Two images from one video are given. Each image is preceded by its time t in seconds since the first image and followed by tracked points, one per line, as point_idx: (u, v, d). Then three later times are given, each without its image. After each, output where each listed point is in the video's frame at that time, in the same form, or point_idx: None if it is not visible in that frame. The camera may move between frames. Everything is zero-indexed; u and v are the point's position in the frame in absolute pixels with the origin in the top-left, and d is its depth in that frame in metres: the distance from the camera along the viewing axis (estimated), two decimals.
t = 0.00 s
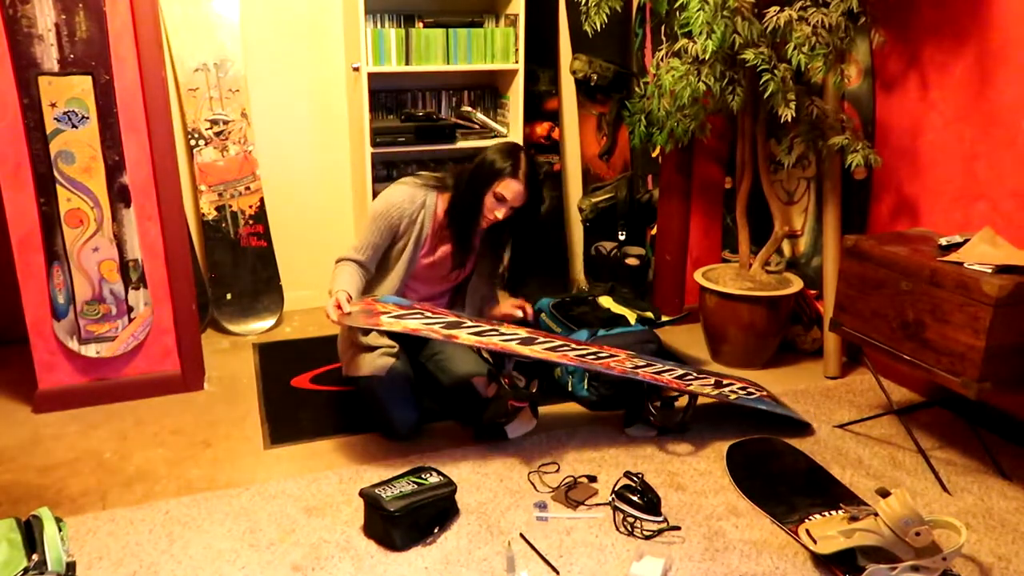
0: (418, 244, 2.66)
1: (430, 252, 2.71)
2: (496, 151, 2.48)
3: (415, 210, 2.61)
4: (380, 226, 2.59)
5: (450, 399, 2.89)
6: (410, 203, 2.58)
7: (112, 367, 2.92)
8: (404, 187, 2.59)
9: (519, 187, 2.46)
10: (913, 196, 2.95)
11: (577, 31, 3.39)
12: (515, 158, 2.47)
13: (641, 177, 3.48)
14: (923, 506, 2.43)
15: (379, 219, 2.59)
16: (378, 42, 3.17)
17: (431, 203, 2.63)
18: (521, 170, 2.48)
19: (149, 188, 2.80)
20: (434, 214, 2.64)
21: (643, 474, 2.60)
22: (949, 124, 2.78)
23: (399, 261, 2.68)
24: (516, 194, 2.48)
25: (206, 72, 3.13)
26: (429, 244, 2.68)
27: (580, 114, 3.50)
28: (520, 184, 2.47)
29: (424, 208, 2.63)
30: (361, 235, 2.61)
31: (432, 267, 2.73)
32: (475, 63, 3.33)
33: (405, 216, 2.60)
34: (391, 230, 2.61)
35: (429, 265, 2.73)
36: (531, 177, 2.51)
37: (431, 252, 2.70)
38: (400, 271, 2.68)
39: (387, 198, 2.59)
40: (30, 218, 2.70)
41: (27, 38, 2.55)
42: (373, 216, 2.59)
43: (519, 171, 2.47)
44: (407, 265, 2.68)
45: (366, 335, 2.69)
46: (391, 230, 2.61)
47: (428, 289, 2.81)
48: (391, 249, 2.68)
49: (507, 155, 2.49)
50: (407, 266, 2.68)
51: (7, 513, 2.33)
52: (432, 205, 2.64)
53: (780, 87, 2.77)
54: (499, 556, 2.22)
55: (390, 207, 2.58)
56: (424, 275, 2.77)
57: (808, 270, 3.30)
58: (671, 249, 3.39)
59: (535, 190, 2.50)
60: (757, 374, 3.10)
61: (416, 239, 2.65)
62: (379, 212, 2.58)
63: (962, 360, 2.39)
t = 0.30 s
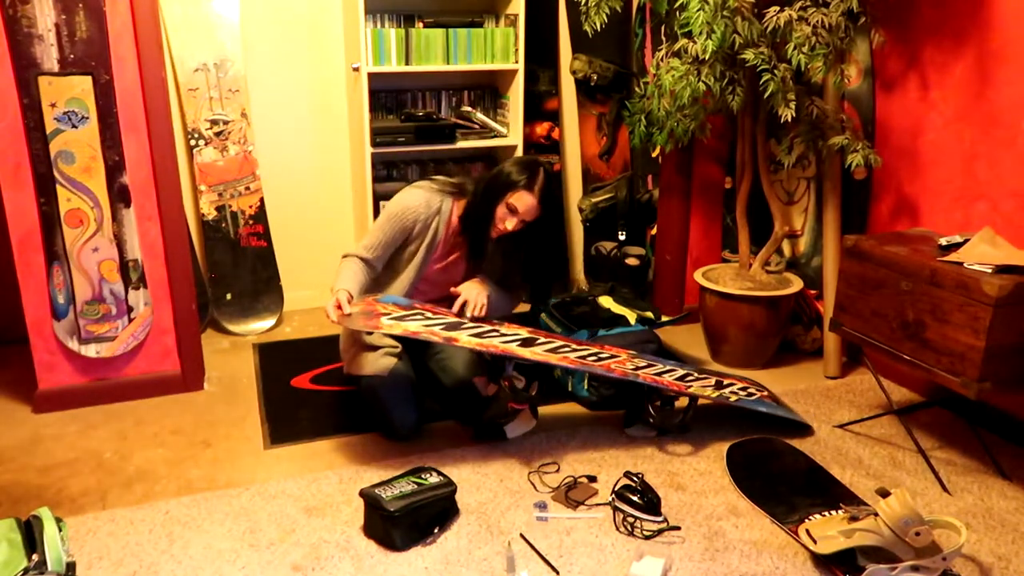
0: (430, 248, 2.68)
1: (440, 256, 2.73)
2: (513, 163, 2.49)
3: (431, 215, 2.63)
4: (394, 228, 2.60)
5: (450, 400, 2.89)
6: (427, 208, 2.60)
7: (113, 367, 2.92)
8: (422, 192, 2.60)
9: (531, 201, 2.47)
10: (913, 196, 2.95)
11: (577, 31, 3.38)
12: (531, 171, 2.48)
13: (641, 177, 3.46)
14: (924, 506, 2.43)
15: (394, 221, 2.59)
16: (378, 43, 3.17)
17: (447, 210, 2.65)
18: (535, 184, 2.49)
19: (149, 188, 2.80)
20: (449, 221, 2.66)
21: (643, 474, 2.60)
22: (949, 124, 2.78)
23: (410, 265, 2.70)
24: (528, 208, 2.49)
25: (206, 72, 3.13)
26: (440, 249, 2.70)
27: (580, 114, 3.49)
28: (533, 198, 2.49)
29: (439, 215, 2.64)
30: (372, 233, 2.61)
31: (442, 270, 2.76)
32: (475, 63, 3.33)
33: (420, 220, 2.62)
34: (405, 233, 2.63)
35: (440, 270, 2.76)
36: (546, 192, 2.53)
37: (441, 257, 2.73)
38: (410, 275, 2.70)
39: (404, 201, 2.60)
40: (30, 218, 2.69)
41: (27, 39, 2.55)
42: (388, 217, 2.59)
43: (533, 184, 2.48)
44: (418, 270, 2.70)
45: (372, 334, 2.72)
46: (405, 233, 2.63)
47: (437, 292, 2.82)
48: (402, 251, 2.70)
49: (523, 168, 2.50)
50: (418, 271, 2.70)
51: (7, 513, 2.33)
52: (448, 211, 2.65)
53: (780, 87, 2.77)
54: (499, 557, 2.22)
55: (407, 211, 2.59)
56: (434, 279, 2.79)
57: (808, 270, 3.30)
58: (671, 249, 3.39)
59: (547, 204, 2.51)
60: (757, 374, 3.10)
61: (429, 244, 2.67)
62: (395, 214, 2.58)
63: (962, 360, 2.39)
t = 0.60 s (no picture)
0: (440, 253, 2.70)
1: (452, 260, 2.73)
2: (527, 171, 2.50)
3: (443, 220, 2.64)
4: (406, 232, 2.61)
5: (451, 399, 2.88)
6: (440, 213, 2.61)
7: (113, 367, 2.92)
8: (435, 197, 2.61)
9: (542, 210, 2.47)
10: (913, 196, 2.95)
11: (577, 31, 3.38)
12: (544, 180, 2.50)
13: (641, 177, 3.46)
14: (923, 506, 2.43)
15: (406, 224, 2.60)
16: (378, 43, 3.17)
17: (458, 215, 2.67)
18: (547, 193, 2.50)
19: (149, 187, 2.80)
20: (460, 227, 2.68)
21: (643, 474, 2.60)
22: (948, 124, 2.78)
23: (419, 268, 2.73)
24: (538, 217, 2.49)
25: (206, 72, 3.13)
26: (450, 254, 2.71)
27: (580, 114, 3.49)
28: (544, 207, 2.49)
29: (451, 220, 2.66)
30: (382, 235, 2.61)
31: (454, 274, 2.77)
32: (475, 63, 3.32)
33: (431, 225, 2.63)
34: (416, 236, 2.64)
35: (449, 273, 2.76)
36: (557, 202, 2.53)
37: (452, 261, 2.74)
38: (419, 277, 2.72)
39: (417, 205, 2.61)
40: (30, 218, 2.69)
41: (27, 39, 2.55)
42: (400, 220, 2.60)
43: (545, 193, 2.49)
44: (428, 274, 2.72)
45: (374, 332, 2.76)
46: (416, 237, 2.64)
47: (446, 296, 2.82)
48: (411, 253, 2.72)
49: (537, 176, 2.51)
50: (427, 274, 2.72)
51: (7, 513, 2.33)
52: (459, 216, 2.67)
53: (780, 87, 2.78)
54: (499, 556, 2.22)
55: (419, 215, 2.60)
56: (444, 282, 2.79)
57: (808, 270, 3.30)
58: (671, 249, 3.40)
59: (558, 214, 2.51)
60: (757, 374, 3.10)
61: (439, 248, 2.69)
62: (407, 217, 2.59)
63: (962, 360, 2.39)
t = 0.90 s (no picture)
0: (447, 256, 2.70)
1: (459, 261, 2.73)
2: (532, 175, 2.51)
3: (450, 224, 2.64)
4: (413, 235, 2.60)
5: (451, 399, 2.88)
6: (447, 217, 2.60)
7: (113, 367, 2.92)
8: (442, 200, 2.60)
9: (548, 215, 2.48)
10: (913, 196, 2.95)
11: (577, 31, 3.38)
12: (549, 185, 2.50)
13: (641, 177, 3.46)
14: (924, 506, 2.43)
15: (414, 228, 2.59)
16: (378, 43, 3.17)
17: (465, 219, 2.67)
18: (552, 197, 2.50)
19: (149, 187, 2.80)
20: (467, 230, 2.68)
21: (643, 474, 2.60)
22: (949, 125, 2.78)
23: (425, 271, 2.73)
24: (545, 223, 2.50)
25: (206, 72, 3.13)
26: (457, 257, 2.72)
27: (580, 114, 3.49)
28: (549, 211, 2.50)
29: (457, 223, 2.66)
30: (388, 237, 2.60)
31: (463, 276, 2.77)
32: (475, 63, 3.32)
33: (439, 228, 2.62)
34: (422, 240, 2.63)
35: (454, 274, 2.76)
36: (563, 206, 2.54)
37: (459, 264, 2.74)
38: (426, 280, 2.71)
39: (423, 207, 2.59)
40: (30, 218, 2.69)
41: (27, 39, 2.55)
42: (406, 223, 2.58)
43: (550, 198, 2.50)
44: (435, 277, 2.72)
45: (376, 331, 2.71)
46: (423, 240, 2.63)
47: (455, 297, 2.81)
48: (417, 256, 2.71)
49: (542, 180, 2.51)
50: (434, 278, 2.72)
51: (7, 513, 2.33)
52: (466, 220, 2.67)
53: (780, 87, 2.78)
54: (499, 556, 2.22)
55: (425, 218, 2.59)
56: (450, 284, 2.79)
57: (808, 270, 3.29)
58: (671, 249, 3.39)
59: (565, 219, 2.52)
60: (757, 374, 3.10)
61: (446, 251, 2.68)
62: (415, 220, 2.58)
63: (962, 360, 2.39)
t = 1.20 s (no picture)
0: (450, 258, 2.69)
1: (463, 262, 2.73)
2: (535, 174, 2.47)
3: (452, 226, 2.64)
4: (415, 236, 2.61)
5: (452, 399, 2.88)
6: (449, 219, 2.61)
7: (113, 367, 2.92)
8: (445, 202, 2.61)
9: (558, 215, 2.46)
10: (913, 196, 2.95)
11: (577, 31, 3.38)
12: (554, 182, 2.46)
13: (641, 177, 3.46)
14: (924, 506, 2.43)
15: (416, 228, 2.60)
16: (378, 42, 3.17)
17: (468, 222, 2.66)
18: (559, 195, 2.46)
19: (149, 187, 2.80)
20: (470, 234, 2.68)
21: (643, 474, 2.60)
22: (949, 125, 2.78)
23: (428, 273, 2.72)
24: (556, 222, 2.49)
25: (206, 72, 3.13)
26: (460, 260, 2.71)
27: (580, 114, 3.48)
28: (558, 209, 2.47)
29: (460, 226, 2.66)
30: (391, 236, 2.61)
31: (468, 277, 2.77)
32: (475, 63, 3.31)
33: (441, 231, 2.62)
34: (425, 241, 2.64)
35: (457, 276, 2.76)
36: (569, 200, 2.50)
37: (464, 266, 2.74)
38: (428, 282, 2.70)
39: (426, 208, 2.61)
40: (30, 218, 2.69)
41: (27, 38, 2.55)
42: (409, 224, 2.59)
43: (558, 196, 2.46)
44: (438, 279, 2.71)
45: (379, 331, 2.69)
46: (425, 242, 2.64)
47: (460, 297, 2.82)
48: (420, 257, 2.71)
49: (545, 178, 2.47)
50: (436, 280, 2.71)
51: (7, 513, 2.33)
52: (469, 223, 2.67)
53: (780, 87, 2.78)
54: (499, 556, 2.22)
55: (428, 219, 2.60)
56: (455, 284, 2.79)
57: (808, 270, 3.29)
58: (671, 249, 3.39)
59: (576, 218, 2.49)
60: (757, 374, 3.09)
61: (450, 253, 2.68)
62: (418, 221, 2.59)
63: (962, 360, 2.40)
